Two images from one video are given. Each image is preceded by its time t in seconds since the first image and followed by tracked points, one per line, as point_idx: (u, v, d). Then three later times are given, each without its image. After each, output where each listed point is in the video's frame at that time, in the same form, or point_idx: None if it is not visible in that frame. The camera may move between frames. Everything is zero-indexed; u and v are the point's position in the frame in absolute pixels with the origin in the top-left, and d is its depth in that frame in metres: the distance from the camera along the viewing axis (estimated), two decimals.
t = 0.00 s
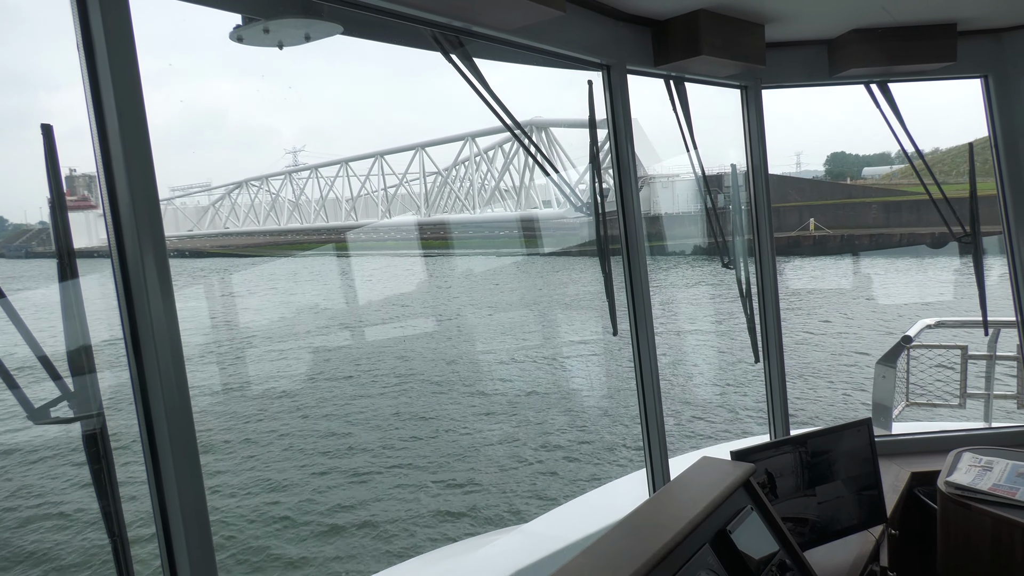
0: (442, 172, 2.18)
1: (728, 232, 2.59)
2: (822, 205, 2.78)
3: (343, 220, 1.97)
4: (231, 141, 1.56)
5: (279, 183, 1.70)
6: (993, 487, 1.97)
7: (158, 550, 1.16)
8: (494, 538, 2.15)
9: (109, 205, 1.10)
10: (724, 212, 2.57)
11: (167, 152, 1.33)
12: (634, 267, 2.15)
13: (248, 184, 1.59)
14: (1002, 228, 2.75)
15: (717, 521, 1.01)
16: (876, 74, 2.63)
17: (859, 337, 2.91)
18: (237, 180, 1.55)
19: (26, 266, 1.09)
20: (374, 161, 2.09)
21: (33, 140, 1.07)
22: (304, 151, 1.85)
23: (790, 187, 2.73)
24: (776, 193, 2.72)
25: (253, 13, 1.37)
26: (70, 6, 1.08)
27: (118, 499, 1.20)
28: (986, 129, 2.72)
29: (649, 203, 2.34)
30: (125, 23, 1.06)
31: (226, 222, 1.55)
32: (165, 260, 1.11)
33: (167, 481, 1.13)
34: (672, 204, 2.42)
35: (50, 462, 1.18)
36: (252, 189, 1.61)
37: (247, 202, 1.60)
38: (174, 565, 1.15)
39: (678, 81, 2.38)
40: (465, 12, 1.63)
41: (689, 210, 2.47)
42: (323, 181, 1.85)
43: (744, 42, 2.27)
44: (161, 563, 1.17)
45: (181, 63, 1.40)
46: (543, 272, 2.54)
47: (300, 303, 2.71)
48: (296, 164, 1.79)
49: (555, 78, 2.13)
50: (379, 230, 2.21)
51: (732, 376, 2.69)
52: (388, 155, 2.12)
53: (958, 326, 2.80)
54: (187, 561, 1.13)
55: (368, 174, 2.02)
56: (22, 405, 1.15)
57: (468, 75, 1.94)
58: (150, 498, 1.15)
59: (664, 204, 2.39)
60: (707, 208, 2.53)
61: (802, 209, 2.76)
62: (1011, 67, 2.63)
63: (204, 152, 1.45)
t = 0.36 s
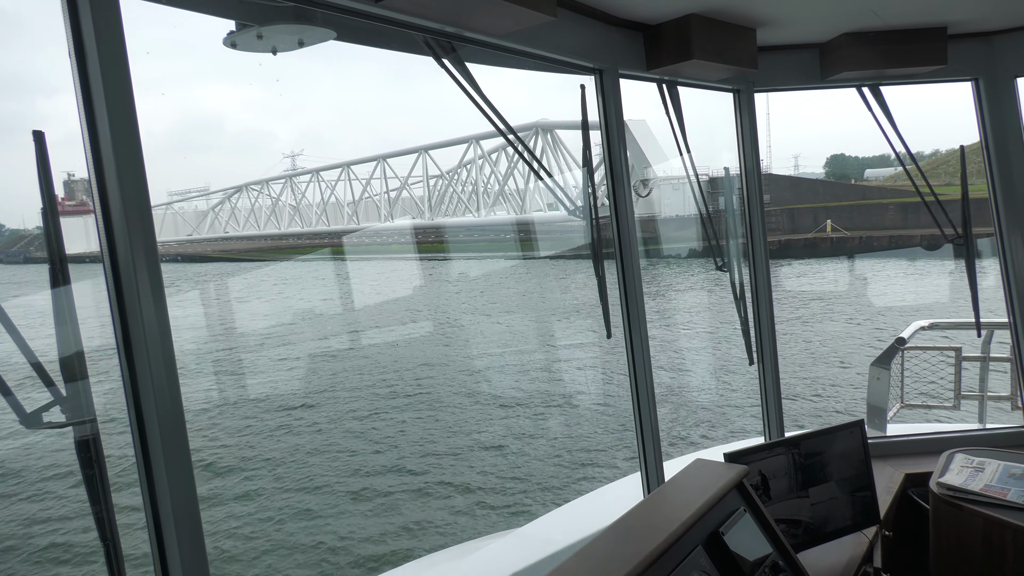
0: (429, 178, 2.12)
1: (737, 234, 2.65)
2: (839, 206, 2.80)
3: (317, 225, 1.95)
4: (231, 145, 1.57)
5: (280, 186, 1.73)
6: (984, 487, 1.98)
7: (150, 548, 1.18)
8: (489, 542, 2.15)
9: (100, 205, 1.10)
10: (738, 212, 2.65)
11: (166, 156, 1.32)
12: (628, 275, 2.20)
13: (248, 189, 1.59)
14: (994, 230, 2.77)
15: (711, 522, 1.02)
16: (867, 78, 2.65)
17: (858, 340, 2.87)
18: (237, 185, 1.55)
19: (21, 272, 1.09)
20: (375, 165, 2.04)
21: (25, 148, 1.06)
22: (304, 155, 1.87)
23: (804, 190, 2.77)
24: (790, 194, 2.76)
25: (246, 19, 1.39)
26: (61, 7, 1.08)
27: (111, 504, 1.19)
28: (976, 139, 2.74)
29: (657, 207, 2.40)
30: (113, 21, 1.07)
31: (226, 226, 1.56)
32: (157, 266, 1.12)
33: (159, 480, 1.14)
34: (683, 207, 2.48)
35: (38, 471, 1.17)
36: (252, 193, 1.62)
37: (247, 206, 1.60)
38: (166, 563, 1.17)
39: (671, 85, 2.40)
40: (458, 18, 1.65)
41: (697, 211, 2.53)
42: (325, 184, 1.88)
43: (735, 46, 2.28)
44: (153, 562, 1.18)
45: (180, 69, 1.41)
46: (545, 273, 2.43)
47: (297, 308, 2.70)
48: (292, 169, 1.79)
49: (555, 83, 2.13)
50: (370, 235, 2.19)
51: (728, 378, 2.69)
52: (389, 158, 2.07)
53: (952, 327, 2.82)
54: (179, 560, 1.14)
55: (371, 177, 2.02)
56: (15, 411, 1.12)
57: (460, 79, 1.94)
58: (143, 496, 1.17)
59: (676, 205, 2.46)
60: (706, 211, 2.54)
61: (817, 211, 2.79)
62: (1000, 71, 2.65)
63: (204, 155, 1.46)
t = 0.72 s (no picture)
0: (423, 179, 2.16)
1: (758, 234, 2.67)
2: (856, 205, 2.81)
3: (320, 227, 1.94)
4: (230, 148, 1.56)
5: (282, 190, 1.69)
6: (987, 487, 1.98)
7: (149, 552, 1.16)
8: (493, 543, 2.14)
9: (98, 208, 1.09)
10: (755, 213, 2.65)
11: (164, 161, 1.33)
12: (628, 275, 2.17)
13: (250, 192, 1.58)
14: (994, 229, 2.77)
15: (714, 523, 1.02)
16: (866, 77, 2.64)
17: (853, 339, 2.93)
18: (239, 189, 1.54)
19: (23, 276, 1.11)
20: (379, 167, 2.10)
21: (23, 151, 1.07)
22: (302, 158, 1.86)
23: (820, 189, 2.79)
24: (807, 194, 2.77)
25: (244, 22, 1.37)
26: (58, 11, 1.07)
27: (111, 509, 1.19)
28: (976, 141, 2.74)
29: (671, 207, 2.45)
30: (115, 34, 1.06)
31: (227, 231, 1.57)
32: (156, 269, 1.10)
33: (158, 483, 1.12)
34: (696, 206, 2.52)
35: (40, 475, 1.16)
36: (255, 196, 1.60)
37: (249, 209, 1.60)
38: (166, 567, 1.15)
39: (671, 86, 2.40)
40: (457, 20, 1.65)
41: (718, 212, 2.58)
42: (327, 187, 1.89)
43: (735, 47, 2.28)
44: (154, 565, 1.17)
45: (178, 71, 1.41)
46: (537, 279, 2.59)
47: (297, 311, 2.70)
48: (290, 173, 1.75)
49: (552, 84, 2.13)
50: (370, 236, 2.16)
51: (726, 377, 2.69)
52: (393, 160, 2.15)
53: (952, 326, 2.83)
54: (179, 562, 1.12)
55: (374, 179, 2.05)
56: (15, 416, 1.12)
57: (459, 81, 1.93)
58: (141, 499, 1.15)
59: (687, 205, 2.50)
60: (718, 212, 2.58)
61: (835, 211, 2.81)
62: (1000, 70, 2.65)
63: (202, 159, 1.45)
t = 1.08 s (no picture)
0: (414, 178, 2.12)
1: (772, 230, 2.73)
2: (874, 202, 2.80)
3: (321, 227, 1.89)
4: (228, 146, 1.55)
5: (284, 189, 1.72)
6: (991, 484, 1.98)
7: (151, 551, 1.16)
8: (495, 543, 2.15)
9: (99, 207, 1.09)
10: (769, 209, 2.71)
11: (163, 160, 1.32)
12: (629, 268, 2.17)
13: (251, 191, 1.59)
14: (994, 225, 2.76)
15: (718, 521, 1.01)
16: (867, 74, 2.64)
17: (857, 335, 2.89)
18: (240, 187, 1.54)
19: (22, 276, 1.09)
20: (382, 165, 2.09)
21: (22, 150, 1.06)
22: (301, 156, 1.85)
23: (835, 186, 2.78)
24: (820, 190, 2.78)
25: (243, 21, 1.37)
26: (58, 10, 1.06)
27: (113, 510, 1.18)
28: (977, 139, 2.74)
29: (684, 204, 2.49)
30: (116, 32, 1.06)
31: (227, 230, 1.56)
32: (157, 265, 1.10)
33: (161, 479, 1.12)
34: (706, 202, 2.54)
35: (42, 475, 1.16)
36: (255, 195, 1.61)
37: (249, 208, 1.60)
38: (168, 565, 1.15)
39: (671, 83, 2.39)
40: (460, 17, 1.64)
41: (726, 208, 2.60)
42: (330, 186, 1.89)
43: (736, 44, 2.27)
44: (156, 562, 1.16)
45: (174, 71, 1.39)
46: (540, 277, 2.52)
47: (296, 312, 2.69)
48: (289, 172, 1.76)
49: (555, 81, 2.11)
50: (368, 237, 2.17)
51: (728, 375, 2.68)
52: (397, 157, 2.14)
53: (953, 323, 2.81)
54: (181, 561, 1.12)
55: (376, 178, 2.02)
56: (15, 418, 1.12)
57: (460, 78, 1.94)
58: (144, 496, 1.15)
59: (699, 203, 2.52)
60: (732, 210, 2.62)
61: (852, 207, 2.82)
62: (1002, 67, 2.64)
63: (199, 157, 1.43)
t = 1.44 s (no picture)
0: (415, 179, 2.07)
1: (784, 229, 2.78)
2: (890, 201, 2.80)
3: (320, 226, 1.93)
4: (222, 144, 1.53)
5: (283, 187, 1.72)
6: (981, 483, 1.99)
7: (145, 549, 1.16)
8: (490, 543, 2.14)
9: (93, 206, 1.09)
10: (781, 209, 2.77)
11: (159, 159, 1.32)
12: (624, 277, 2.20)
13: (250, 189, 1.59)
14: (987, 226, 2.78)
15: (709, 521, 1.02)
16: (860, 75, 2.65)
17: (851, 336, 2.92)
18: (238, 184, 1.55)
19: (18, 275, 1.10)
20: (383, 164, 2.04)
21: (14, 147, 1.06)
22: (298, 155, 1.82)
23: (847, 186, 2.79)
24: (832, 189, 2.80)
25: (239, 20, 1.38)
26: (52, 9, 1.06)
27: (107, 508, 1.18)
28: (971, 142, 2.76)
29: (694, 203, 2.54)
30: (111, 32, 1.06)
31: (225, 229, 1.56)
32: (151, 263, 1.10)
33: (155, 479, 1.12)
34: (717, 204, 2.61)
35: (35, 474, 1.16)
36: (253, 193, 1.61)
37: (248, 206, 1.60)
38: (163, 565, 1.15)
39: (665, 84, 2.40)
40: (454, 17, 1.64)
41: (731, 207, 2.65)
42: (329, 185, 1.88)
43: (730, 44, 2.28)
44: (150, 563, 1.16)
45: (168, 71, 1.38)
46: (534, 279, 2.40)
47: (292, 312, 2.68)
48: (286, 171, 1.74)
49: (547, 82, 2.13)
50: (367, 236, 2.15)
51: (722, 374, 2.69)
52: (398, 156, 2.09)
53: (945, 324, 2.83)
54: (176, 561, 1.12)
55: (378, 176, 2.01)
56: (9, 417, 1.13)
57: (456, 79, 1.96)
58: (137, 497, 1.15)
59: (709, 204, 2.58)
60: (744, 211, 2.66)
61: (868, 207, 2.82)
62: (994, 69, 2.66)
63: (194, 157, 1.42)
